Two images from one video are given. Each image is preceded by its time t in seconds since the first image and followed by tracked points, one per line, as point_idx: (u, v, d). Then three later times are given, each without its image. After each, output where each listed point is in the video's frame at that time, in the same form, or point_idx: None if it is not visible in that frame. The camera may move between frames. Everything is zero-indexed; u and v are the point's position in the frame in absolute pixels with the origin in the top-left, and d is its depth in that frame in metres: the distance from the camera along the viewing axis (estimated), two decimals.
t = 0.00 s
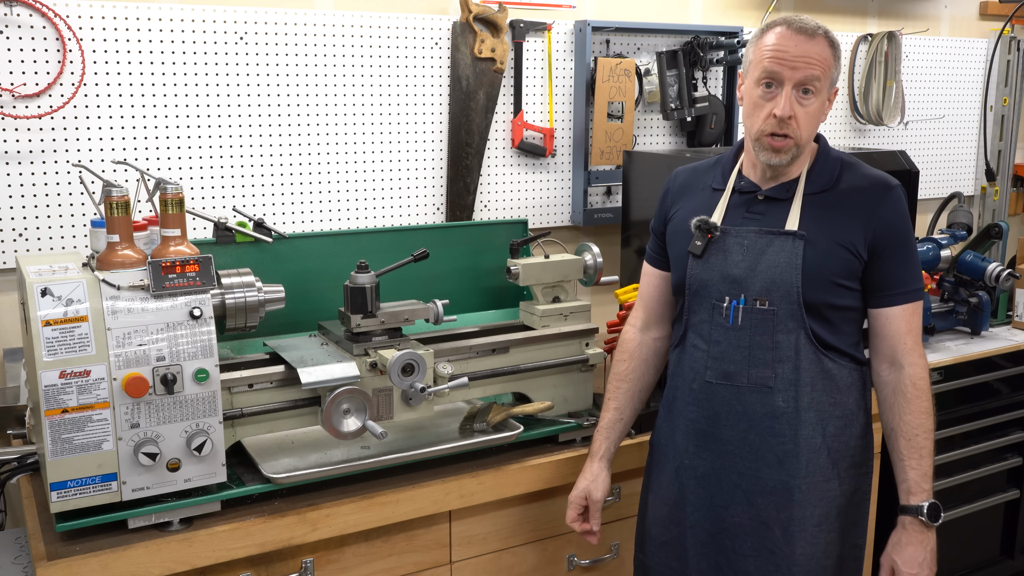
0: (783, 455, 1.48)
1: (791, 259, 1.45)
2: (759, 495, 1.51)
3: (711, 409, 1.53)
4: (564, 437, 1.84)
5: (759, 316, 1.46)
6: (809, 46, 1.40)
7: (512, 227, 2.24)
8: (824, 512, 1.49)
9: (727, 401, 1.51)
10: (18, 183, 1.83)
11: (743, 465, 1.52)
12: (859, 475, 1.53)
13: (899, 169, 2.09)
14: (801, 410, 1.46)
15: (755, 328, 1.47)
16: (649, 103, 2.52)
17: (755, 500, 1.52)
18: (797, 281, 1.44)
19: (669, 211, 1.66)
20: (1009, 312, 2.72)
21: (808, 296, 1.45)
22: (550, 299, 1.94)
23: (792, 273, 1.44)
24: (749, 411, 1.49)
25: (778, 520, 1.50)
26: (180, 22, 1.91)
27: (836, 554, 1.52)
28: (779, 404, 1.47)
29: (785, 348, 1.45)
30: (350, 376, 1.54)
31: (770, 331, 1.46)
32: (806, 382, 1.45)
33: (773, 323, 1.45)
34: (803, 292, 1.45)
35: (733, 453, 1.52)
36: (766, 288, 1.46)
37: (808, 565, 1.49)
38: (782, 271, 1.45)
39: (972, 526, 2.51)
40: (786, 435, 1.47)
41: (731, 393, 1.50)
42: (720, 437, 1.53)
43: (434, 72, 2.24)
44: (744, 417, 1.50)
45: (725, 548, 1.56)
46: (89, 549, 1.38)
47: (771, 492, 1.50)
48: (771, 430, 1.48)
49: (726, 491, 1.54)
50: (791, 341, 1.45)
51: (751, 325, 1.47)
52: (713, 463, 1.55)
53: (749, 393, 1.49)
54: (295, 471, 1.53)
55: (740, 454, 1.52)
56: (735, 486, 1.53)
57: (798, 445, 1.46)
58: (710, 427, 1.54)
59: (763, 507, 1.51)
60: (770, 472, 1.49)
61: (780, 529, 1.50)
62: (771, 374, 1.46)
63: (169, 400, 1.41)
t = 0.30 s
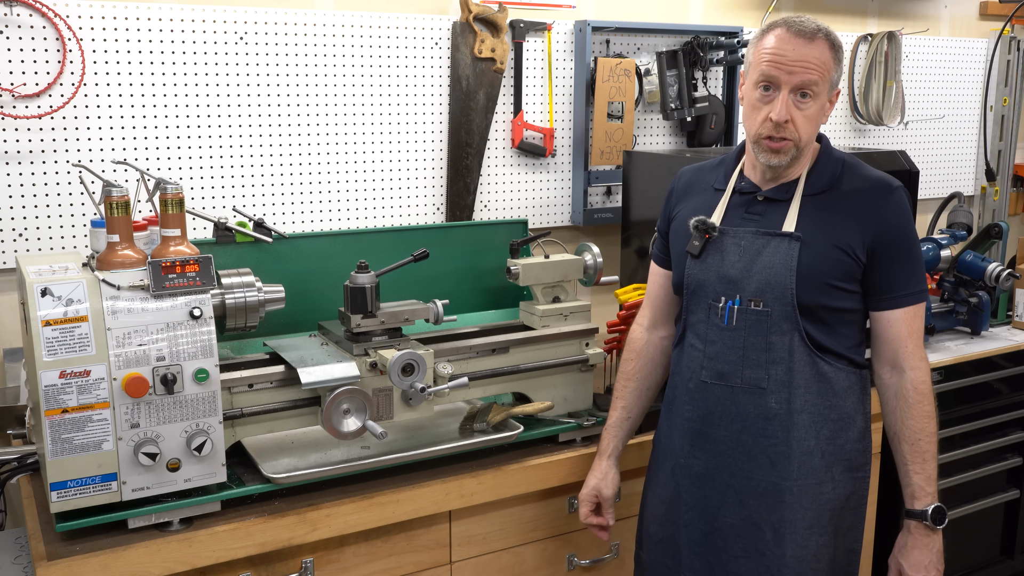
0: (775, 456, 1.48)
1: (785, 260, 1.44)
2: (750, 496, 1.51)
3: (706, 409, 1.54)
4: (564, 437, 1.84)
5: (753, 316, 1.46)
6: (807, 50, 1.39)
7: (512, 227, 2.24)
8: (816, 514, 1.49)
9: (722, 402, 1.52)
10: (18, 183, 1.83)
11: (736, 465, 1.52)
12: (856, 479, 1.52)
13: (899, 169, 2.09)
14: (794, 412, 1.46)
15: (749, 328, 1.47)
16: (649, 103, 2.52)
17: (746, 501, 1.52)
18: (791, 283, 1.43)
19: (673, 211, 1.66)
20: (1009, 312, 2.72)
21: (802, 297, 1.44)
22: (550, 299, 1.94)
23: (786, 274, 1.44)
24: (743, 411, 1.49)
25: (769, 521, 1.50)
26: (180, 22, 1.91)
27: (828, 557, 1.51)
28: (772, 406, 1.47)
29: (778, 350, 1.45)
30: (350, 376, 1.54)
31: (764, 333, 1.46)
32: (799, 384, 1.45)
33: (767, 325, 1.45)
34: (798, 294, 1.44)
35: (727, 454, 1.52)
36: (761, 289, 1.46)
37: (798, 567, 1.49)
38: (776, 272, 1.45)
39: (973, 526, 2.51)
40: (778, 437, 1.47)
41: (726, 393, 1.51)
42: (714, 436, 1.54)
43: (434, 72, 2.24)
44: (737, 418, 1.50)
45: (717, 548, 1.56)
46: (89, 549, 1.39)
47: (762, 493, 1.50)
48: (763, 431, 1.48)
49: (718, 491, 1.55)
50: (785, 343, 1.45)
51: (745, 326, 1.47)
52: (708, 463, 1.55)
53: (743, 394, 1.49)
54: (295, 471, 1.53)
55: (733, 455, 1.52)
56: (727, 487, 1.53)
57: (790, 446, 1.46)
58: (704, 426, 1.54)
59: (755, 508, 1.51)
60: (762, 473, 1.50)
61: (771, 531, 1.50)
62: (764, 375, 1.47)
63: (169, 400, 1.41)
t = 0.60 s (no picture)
0: (773, 457, 1.48)
1: (786, 261, 1.44)
2: (748, 496, 1.51)
3: (705, 409, 1.54)
4: (564, 437, 1.84)
5: (753, 316, 1.46)
6: (799, 49, 1.39)
7: (512, 227, 2.24)
8: (815, 515, 1.49)
9: (721, 401, 1.52)
10: (18, 183, 1.83)
11: (734, 465, 1.52)
12: (855, 481, 1.52)
13: (899, 169, 2.09)
14: (793, 413, 1.46)
15: (750, 329, 1.47)
16: (649, 102, 2.52)
17: (744, 501, 1.52)
18: (791, 284, 1.43)
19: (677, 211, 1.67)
20: (1008, 312, 2.72)
21: (803, 298, 1.44)
22: (550, 299, 1.94)
23: (786, 275, 1.44)
24: (742, 411, 1.49)
25: (766, 522, 1.50)
26: (180, 22, 1.91)
27: (827, 559, 1.51)
28: (771, 406, 1.47)
29: (778, 351, 1.45)
30: (350, 376, 1.54)
31: (764, 333, 1.46)
32: (799, 385, 1.45)
33: (767, 325, 1.45)
34: (798, 295, 1.44)
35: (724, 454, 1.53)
36: (761, 289, 1.46)
37: (795, 568, 1.49)
38: (777, 273, 1.45)
39: (972, 526, 2.52)
40: (777, 437, 1.47)
41: (725, 393, 1.51)
42: (713, 436, 1.54)
43: (434, 72, 2.24)
44: (736, 418, 1.50)
45: (715, 548, 1.56)
46: (89, 549, 1.38)
47: (760, 494, 1.50)
48: (762, 432, 1.48)
49: (717, 490, 1.55)
50: (784, 344, 1.45)
51: (745, 325, 1.47)
52: (707, 462, 1.55)
53: (742, 394, 1.49)
54: (295, 471, 1.53)
55: (731, 455, 1.52)
56: (725, 487, 1.54)
57: (788, 447, 1.46)
58: (703, 426, 1.55)
59: (753, 508, 1.51)
60: (760, 474, 1.49)
61: (769, 531, 1.50)
62: (763, 375, 1.47)
63: (169, 400, 1.41)
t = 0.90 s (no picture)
0: (769, 458, 1.48)
1: (788, 263, 1.44)
2: (743, 496, 1.52)
3: (704, 408, 1.55)
4: (564, 437, 1.84)
5: (752, 317, 1.47)
6: (760, 50, 1.41)
7: (512, 227, 2.24)
8: (809, 518, 1.48)
9: (719, 401, 1.52)
10: (18, 183, 1.83)
11: (730, 464, 1.53)
12: (854, 485, 1.51)
13: (899, 169, 2.09)
14: (790, 415, 1.45)
15: (749, 329, 1.47)
16: (649, 103, 2.52)
17: (739, 500, 1.52)
18: (790, 285, 1.43)
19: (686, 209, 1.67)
20: (1009, 312, 2.72)
21: (802, 300, 1.44)
22: (550, 299, 1.94)
23: (787, 277, 1.44)
24: (739, 411, 1.50)
25: (760, 522, 1.50)
26: (180, 22, 1.91)
27: (821, 561, 1.49)
28: (768, 407, 1.47)
29: (777, 352, 1.45)
30: (350, 376, 1.54)
31: (763, 334, 1.46)
32: (798, 387, 1.45)
33: (766, 326, 1.45)
34: (797, 296, 1.44)
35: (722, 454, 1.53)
36: (761, 290, 1.46)
37: (787, 569, 1.48)
38: (778, 274, 1.45)
39: (973, 526, 2.52)
40: (773, 439, 1.47)
41: (724, 393, 1.52)
42: (711, 434, 1.54)
43: (434, 72, 2.24)
44: (734, 417, 1.51)
45: (709, 546, 1.57)
46: (89, 549, 1.39)
47: (754, 494, 1.50)
48: (758, 432, 1.48)
49: (713, 489, 1.55)
50: (783, 345, 1.45)
51: (745, 325, 1.47)
52: (704, 461, 1.56)
53: (740, 394, 1.49)
54: (295, 471, 1.53)
55: (728, 454, 1.53)
56: (720, 486, 1.54)
57: (784, 449, 1.46)
58: (701, 424, 1.55)
59: (747, 508, 1.51)
60: (755, 474, 1.50)
61: (762, 531, 1.50)
62: (761, 376, 1.47)
63: (169, 400, 1.41)
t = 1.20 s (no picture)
0: (770, 457, 1.48)
1: (792, 261, 1.44)
2: (744, 494, 1.52)
3: (706, 405, 1.55)
4: (564, 437, 1.84)
5: (756, 315, 1.47)
6: (776, 48, 1.40)
7: (512, 227, 2.23)
8: (809, 517, 1.48)
9: (722, 399, 1.52)
10: (18, 183, 1.83)
11: (732, 463, 1.52)
12: (854, 485, 1.51)
13: (900, 169, 2.09)
14: (792, 414, 1.45)
15: (752, 327, 1.47)
16: (649, 103, 2.52)
17: (740, 499, 1.52)
18: (795, 283, 1.43)
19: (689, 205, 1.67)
20: (1009, 312, 2.72)
21: (806, 299, 1.44)
22: (550, 299, 1.92)
23: (791, 275, 1.44)
24: (741, 410, 1.50)
25: (761, 521, 1.50)
26: (180, 22, 1.91)
27: (821, 561, 1.50)
28: (770, 406, 1.47)
29: (780, 350, 1.45)
30: (350, 376, 1.54)
31: (766, 332, 1.46)
32: (799, 386, 1.45)
33: (769, 324, 1.46)
34: (801, 295, 1.44)
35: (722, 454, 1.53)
36: (765, 288, 1.46)
37: (787, 568, 1.48)
38: (782, 272, 1.45)
39: (973, 526, 2.52)
40: (774, 437, 1.47)
41: (726, 390, 1.51)
42: (713, 432, 1.54)
43: (434, 72, 2.24)
44: (736, 415, 1.51)
45: (710, 544, 1.57)
46: (89, 549, 1.38)
47: (755, 493, 1.50)
48: (760, 431, 1.48)
49: (714, 486, 1.55)
50: (786, 344, 1.45)
51: (749, 323, 1.47)
52: (705, 459, 1.56)
53: (742, 392, 1.49)
54: (295, 471, 1.53)
55: (730, 452, 1.53)
56: (722, 483, 1.54)
57: (785, 447, 1.46)
58: (704, 422, 1.55)
59: (748, 507, 1.51)
60: (757, 473, 1.50)
61: (762, 530, 1.50)
62: (764, 374, 1.47)
63: (169, 400, 1.41)
